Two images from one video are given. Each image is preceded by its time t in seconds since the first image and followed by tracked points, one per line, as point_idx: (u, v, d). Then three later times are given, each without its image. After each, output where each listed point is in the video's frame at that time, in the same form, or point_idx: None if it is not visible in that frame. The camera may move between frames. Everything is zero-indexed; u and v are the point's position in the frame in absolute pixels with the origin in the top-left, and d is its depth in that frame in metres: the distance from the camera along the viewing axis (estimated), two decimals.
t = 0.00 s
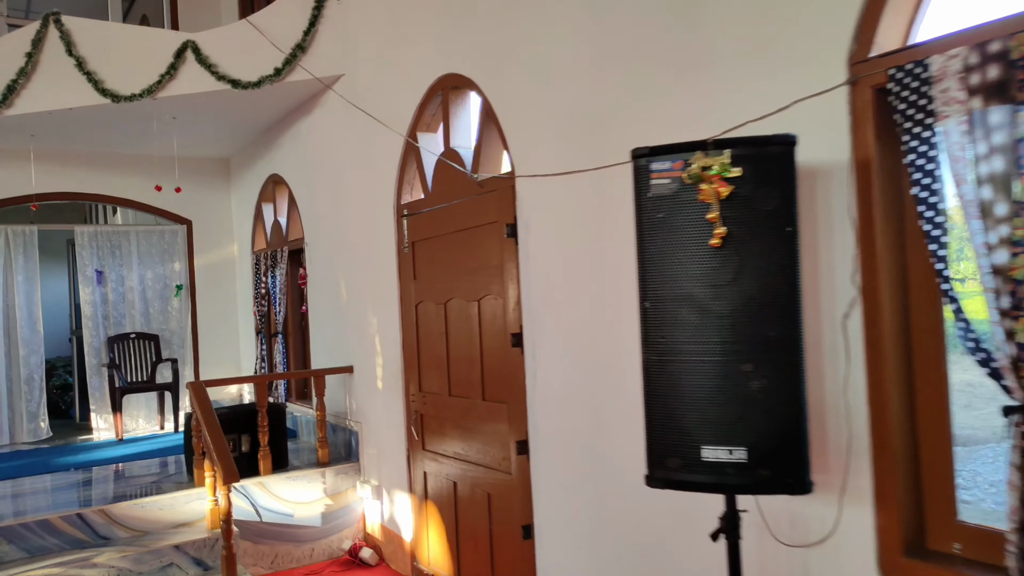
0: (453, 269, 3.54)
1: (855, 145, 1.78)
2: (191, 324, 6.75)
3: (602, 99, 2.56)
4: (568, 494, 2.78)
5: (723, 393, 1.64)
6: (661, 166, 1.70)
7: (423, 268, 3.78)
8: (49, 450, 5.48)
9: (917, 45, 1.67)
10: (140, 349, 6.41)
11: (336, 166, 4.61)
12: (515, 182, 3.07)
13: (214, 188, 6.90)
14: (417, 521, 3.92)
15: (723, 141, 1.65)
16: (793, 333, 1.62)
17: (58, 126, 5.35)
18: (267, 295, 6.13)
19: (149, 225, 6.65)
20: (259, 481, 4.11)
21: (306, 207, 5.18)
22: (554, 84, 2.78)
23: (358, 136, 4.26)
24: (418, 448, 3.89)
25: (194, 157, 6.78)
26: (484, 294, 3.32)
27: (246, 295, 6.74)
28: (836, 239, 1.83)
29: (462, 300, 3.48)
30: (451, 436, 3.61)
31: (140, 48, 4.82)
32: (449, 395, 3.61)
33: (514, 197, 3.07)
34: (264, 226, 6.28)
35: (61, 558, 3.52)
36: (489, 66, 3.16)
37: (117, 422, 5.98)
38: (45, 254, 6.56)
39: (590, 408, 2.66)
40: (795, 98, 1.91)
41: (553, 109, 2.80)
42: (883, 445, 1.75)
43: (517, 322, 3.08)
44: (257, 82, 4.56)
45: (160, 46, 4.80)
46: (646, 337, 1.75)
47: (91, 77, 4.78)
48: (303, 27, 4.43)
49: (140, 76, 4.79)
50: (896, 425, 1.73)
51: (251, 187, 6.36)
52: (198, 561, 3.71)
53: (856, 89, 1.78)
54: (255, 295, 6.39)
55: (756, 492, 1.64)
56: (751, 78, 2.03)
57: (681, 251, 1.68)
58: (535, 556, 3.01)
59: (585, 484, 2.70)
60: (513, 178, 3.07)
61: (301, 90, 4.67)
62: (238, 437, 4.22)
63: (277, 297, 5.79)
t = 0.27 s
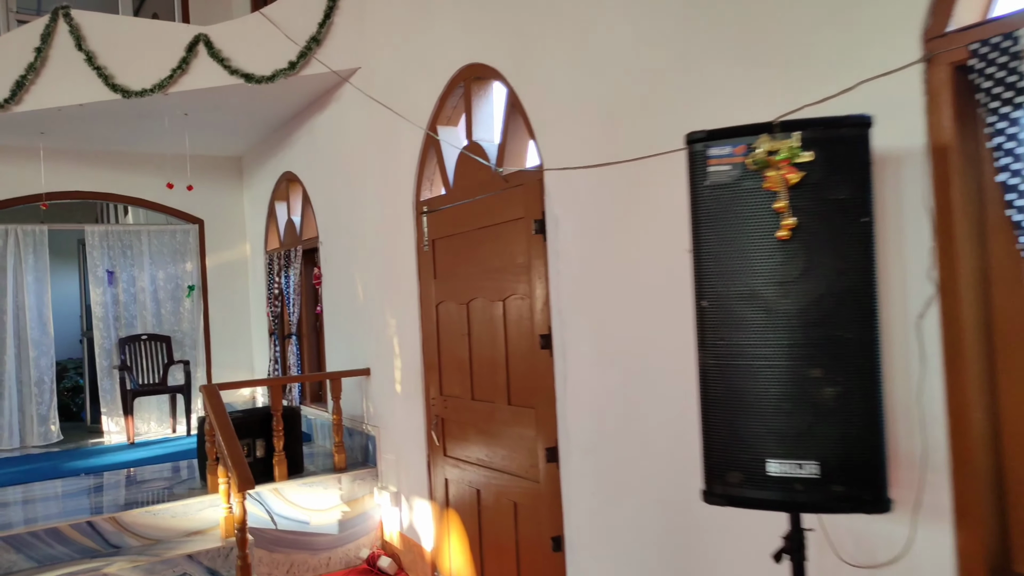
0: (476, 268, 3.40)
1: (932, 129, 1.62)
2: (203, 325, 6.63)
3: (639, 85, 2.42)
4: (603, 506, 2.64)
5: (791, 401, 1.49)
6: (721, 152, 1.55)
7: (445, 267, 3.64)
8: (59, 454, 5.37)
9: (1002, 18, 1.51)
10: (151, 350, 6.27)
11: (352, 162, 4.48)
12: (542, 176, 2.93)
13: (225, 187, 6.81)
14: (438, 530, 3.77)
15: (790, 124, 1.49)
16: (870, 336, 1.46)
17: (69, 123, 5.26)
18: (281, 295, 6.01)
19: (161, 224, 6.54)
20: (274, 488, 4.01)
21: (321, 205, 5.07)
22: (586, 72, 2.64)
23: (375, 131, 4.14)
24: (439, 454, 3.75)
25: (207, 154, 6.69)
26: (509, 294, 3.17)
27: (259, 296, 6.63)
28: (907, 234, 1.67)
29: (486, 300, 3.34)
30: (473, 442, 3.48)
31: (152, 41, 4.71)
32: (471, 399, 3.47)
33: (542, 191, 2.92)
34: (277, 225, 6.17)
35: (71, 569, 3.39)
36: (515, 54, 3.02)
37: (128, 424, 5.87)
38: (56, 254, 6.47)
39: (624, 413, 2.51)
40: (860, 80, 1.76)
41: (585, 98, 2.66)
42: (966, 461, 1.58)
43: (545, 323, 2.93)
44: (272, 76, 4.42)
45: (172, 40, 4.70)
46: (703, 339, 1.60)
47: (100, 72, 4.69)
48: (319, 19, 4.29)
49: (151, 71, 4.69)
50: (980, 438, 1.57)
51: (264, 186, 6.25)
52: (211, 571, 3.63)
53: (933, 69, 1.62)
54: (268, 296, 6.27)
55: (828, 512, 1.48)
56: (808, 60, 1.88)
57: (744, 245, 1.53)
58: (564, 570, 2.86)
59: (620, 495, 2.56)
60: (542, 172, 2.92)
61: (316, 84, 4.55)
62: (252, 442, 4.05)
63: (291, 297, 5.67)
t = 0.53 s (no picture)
0: (516, 268, 3.22)
1: None
2: (231, 326, 6.54)
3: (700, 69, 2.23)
4: (664, 526, 2.46)
5: (905, 425, 1.28)
6: (818, 137, 1.35)
7: (483, 268, 3.46)
8: (86, 457, 5.28)
9: None
10: (179, 351, 6.18)
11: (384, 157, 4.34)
12: (588, 170, 2.73)
13: (253, 186, 6.71)
14: (475, 543, 3.60)
15: (903, 104, 1.29)
16: (1001, 350, 1.24)
17: (96, 120, 5.18)
18: (309, 295, 5.89)
19: (188, 223, 6.45)
20: (304, 497, 3.87)
21: (352, 203, 4.93)
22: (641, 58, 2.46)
23: (409, 125, 3.99)
24: (476, 464, 3.58)
25: (234, 152, 6.59)
26: (552, 296, 2.99)
27: (287, 296, 6.51)
28: None
29: (526, 302, 3.16)
30: (513, 452, 3.29)
31: (179, 35, 4.60)
32: (511, 406, 3.29)
33: (588, 186, 2.73)
34: (305, 224, 6.04)
35: None
36: (558, 40, 2.84)
37: (155, 427, 5.77)
38: (83, 253, 6.40)
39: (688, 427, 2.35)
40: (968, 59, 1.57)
41: (637, 85, 2.48)
42: None
43: (592, 327, 2.75)
44: (300, 69, 4.29)
45: (198, 34, 4.58)
46: (796, 351, 1.40)
47: (126, 67, 4.59)
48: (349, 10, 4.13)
49: (177, 65, 4.58)
50: None
51: (292, 184, 6.13)
52: None
53: None
54: (297, 296, 6.15)
55: (948, 554, 1.27)
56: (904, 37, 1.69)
57: (847, 244, 1.33)
58: None
59: (686, 515, 2.37)
60: (589, 165, 2.72)
61: (346, 77, 4.42)
62: (281, 449, 3.92)
63: (319, 297, 5.54)
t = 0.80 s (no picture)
0: (571, 270, 3.05)
1: None
2: (272, 328, 6.48)
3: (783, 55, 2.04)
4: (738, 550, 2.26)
5: None
6: (957, 121, 1.15)
7: (534, 270, 3.30)
8: (129, 460, 5.24)
9: None
10: (221, 354, 6.13)
11: (429, 156, 4.20)
12: (653, 166, 2.56)
13: (294, 185, 6.63)
14: (526, 559, 3.42)
15: None
16: None
17: (139, 120, 5.14)
18: (350, 297, 5.79)
19: (229, 224, 6.40)
20: (348, 506, 3.74)
21: (395, 203, 4.80)
22: (713, 44, 2.27)
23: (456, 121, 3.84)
24: (526, 475, 3.41)
25: (276, 152, 6.52)
26: (611, 301, 2.81)
27: (328, 298, 6.42)
28: None
29: (582, 307, 2.98)
30: (567, 465, 3.11)
31: (221, 33, 4.54)
32: (565, 416, 3.11)
33: (653, 183, 2.55)
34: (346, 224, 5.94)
35: None
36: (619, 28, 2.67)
37: (197, 430, 5.71)
38: (126, 254, 6.39)
39: (762, 444, 2.17)
40: None
41: (709, 74, 2.29)
42: None
43: (656, 334, 2.57)
44: (342, 66, 4.19)
45: (239, 31, 4.51)
46: (925, 372, 1.20)
47: (168, 65, 4.54)
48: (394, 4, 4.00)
49: (219, 63, 4.51)
50: None
51: (334, 184, 6.03)
52: None
53: None
54: (338, 298, 6.04)
55: None
56: None
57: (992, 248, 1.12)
58: None
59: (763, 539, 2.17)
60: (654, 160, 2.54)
61: (390, 73, 4.30)
62: (325, 456, 3.81)
63: (361, 299, 5.44)
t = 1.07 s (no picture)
0: (632, 277, 2.90)
1: None
2: (313, 334, 6.42)
3: (884, 44, 1.88)
4: None
5: None
6: None
7: (591, 277, 3.15)
8: (172, 467, 5.20)
9: None
10: (263, 360, 6.09)
11: (479, 158, 4.09)
12: (728, 167, 2.40)
13: (337, 190, 6.57)
14: None
15: None
16: None
17: (185, 124, 5.12)
18: (393, 303, 5.70)
19: (272, 229, 6.36)
20: (395, 520, 3.63)
21: (441, 207, 4.70)
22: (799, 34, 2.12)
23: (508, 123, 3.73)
24: (582, 492, 3.25)
25: (320, 156, 6.48)
26: (677, 310, 2.65)
27: (370, 304, 6.34)
28: None
29: (645, 316, 2.83)
30: (627, 482, 2.95)
31: (268, 35, 4.49)
32: (626, 430, 2.96)
33: (727, 185, 2.40)
34: (389, 229, 5.86)
35: None
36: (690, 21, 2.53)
37: (239, 437, 5.66)
38: (169, 260, 6.38)
39: (853, 467, 2.00)
40: None
41: (794, 68, 2.14)
42: None
43: (729, 346, 2.41)
44: (390, 66, 4.12)
45: (286, 33, 4.46)
46: None
47: (214, 68, 4.53)
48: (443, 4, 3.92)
49: (266, 66, 4.48)
50: None
51: (377, 188, 5.96)
52: None
53: None
54: (380, 304, 5.95)
55: None
56: None
57: None
58: None
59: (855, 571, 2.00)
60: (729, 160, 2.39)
61: (439, 73, 4.22)
62: (371, 467, 3.71)
63: (404, 305, 5.34)
